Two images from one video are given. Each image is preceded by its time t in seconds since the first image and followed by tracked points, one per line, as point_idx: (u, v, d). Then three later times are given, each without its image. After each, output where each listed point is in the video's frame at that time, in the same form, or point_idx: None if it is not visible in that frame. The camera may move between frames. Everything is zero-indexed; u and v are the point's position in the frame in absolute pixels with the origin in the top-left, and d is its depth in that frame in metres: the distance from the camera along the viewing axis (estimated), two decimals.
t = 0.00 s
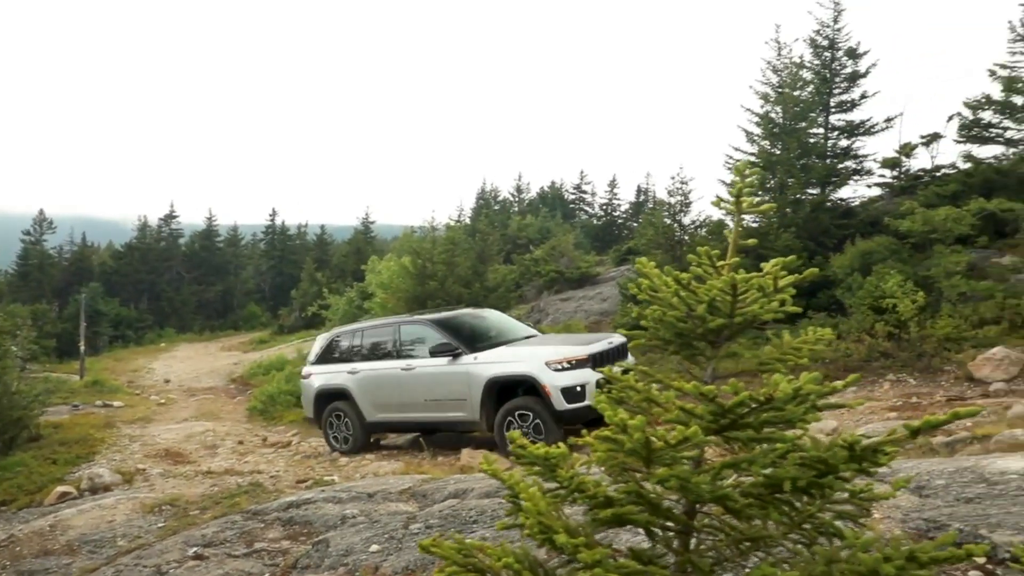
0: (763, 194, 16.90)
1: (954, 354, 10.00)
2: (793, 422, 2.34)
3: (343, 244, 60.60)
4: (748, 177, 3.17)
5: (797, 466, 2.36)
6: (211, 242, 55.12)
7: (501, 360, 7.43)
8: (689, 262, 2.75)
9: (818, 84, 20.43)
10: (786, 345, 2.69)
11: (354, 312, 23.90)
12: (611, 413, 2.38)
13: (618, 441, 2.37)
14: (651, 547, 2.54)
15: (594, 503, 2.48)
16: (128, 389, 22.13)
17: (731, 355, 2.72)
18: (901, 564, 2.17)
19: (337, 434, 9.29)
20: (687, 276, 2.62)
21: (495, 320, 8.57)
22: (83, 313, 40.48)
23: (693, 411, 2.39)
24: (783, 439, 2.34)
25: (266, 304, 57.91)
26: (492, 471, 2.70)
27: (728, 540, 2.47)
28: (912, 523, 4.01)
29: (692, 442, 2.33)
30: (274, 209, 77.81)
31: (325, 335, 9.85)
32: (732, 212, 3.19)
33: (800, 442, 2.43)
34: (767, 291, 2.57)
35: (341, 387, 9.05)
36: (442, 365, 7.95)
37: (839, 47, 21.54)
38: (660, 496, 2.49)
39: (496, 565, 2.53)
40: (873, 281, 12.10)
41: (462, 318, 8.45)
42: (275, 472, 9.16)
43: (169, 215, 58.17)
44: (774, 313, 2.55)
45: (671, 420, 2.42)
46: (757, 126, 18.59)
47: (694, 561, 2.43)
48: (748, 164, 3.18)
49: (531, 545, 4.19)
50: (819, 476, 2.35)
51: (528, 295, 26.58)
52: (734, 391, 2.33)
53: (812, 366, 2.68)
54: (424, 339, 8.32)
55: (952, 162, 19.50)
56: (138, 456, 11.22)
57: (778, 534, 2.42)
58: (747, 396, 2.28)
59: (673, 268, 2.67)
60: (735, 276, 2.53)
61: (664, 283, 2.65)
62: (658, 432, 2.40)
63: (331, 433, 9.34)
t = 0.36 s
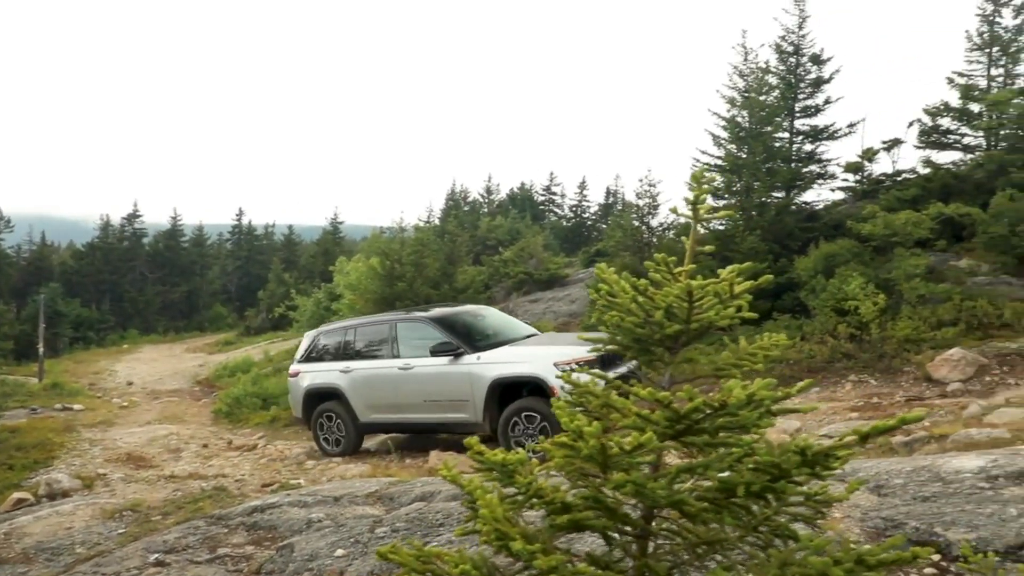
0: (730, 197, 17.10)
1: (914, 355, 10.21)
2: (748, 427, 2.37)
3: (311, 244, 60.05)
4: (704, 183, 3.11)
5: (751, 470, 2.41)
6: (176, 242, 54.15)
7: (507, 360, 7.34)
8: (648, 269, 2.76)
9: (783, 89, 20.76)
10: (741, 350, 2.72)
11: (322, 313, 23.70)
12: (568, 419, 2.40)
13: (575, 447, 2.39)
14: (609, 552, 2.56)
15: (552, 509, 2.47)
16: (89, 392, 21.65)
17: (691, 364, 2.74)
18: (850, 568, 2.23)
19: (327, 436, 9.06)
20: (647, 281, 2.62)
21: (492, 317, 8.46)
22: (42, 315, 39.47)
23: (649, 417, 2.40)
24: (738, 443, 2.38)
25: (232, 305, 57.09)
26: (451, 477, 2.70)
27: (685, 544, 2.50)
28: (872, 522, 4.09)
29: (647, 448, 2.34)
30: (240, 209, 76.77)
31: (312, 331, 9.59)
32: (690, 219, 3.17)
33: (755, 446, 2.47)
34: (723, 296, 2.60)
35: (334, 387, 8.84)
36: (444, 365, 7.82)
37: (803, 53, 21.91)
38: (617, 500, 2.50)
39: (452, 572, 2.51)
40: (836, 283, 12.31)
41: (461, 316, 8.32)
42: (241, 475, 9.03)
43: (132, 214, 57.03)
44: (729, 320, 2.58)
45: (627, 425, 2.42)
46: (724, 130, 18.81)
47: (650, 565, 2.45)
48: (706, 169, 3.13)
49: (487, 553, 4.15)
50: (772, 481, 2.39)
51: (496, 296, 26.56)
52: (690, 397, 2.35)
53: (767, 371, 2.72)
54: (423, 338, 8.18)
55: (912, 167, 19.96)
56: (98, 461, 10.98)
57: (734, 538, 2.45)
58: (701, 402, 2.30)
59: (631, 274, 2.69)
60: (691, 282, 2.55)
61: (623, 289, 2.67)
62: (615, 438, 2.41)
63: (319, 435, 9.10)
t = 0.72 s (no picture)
0: (697, 199, 17.28)
1: (874, 355, 10.42)
2: (703, 432, 2.40)
3: (278, 245, 59.34)
4: (663, 190, 3.09)
5: (706, 475, 2.43)
6: (139, 242, 53.05)
7: (519, 354, 7.24)
8: (606, 275, 2.76)
9: (748, 93, 21.05)
10: (698, 355, 2.76)
11: (289, 315, 23.42)
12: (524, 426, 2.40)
13: (531, 453, 2.39)
14: (567, 558, 2.57)
15: (510, 515, 2.48)
16: (47, 396, 21.11)
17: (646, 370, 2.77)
18: (803, 571, 2.27)
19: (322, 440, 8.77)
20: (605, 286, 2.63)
21: (496, 312, 8.38)
22: None
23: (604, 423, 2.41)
24: (692, 448, 2.42)
25: (197, 306, 56.12)
26: (409, 483, 2.68)
27: (643, 548, 2.51)
28: (833, 520, 4.16)
29: (602, 454, 2.35)
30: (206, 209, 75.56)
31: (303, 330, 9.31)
32: (647, 226, 3.17)
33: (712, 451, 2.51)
34: (680, 303, 2.63)
35: (331, 386, 8.55)
36: (452, 362, 7.68)
37: (768, 58, 22.23)
38: (575, 506, 2.50)
39: None
40: (800, 285, 12.52)
41: (465, 312, 8.21)
42: (205, 480, 8.88)
43: (94, 214, 55.71)
44: (686, 326, 2.60)
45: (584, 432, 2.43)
46: (691, 133, 18.98)
47: (608, 570, 2.47)
48: (664, 175, 3.11)
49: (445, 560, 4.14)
50: (727, 485, 2.44)
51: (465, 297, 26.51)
52: (645, 403, 2.37)
53: (724, 376, 2.76)
54: (428, 333, 8.03)
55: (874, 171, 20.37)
56: (57, 466, 10.71)
57: (692, 541, 2.48)
58: (656, 408, 2.33)
59: (589, 280, 2.70)
60: (647, 288, 2.57)
61: (581, 294, 2.68)
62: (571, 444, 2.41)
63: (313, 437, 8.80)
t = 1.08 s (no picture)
0: (660, 202, 17.46)
1: (832, 355, 10.63)
2: (652, 439, 2.43)
3: (239, 246, 58.39)
4: (614, 197, 3.09)
5: (657, 483, 2.46)
6: (96, 242, 51.73)
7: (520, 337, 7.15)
8: (558, 281, 2.77)
9: (711, 97, 21.32)
10: (649, 362, 2.80)
11: (251, 316, 23.06)
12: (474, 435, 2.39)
13: (481, 462, 2.39)
14: (519, 565, 2.58)
15: (460, 524, 2.47)
16: None
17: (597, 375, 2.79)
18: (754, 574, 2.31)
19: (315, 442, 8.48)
20: (557, 295, 2.63)
21: (489, 304, 8.34)
22: None
23: (555, 431, 2.42)
24: (643, 455, 2.45)
25: (156, 307, 54.91)
26: (359, 492, 2.65)
27: (595, 555, 2.52)
28: (789, 520, 4.22)
29: (552, 463, 2.37)
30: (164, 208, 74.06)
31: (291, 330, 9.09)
32: (600, 234, 3.18)
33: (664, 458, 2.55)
34: (631, 310, 2.64)
35: (324, 384, 8.31)
36: (451, 347, 7.55)
37: (731, 62, 22.55)
38: (526, 514, 2.51)
39: None
40: (761, 287, 12.72)
41: (459, 302, 8.18)
42: (162, 485, 8.68)
43: (47, 213, 54.19)
44: (636, 333, 2.62)
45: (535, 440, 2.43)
46: (655, 136, 19.15)
47: None
48: (616, 181, 3.11)
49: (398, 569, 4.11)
50: (677, 492, 2.45)
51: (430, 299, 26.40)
52: (595, 410, 2.39)
53: (674, 383, 2.80)
54: (425, 322, 7.95)
55: (832, 175, 20.78)
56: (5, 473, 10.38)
57: (643, 547, 2.50)
58: (604, 415, 2.35)
59: (541, 287, 2.70)
60: (598, 295, 2.57)
61: (532, 301, 2.68)
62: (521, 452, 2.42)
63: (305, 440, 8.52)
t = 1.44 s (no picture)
0: (622, 203, 17.62)
1: (789, 355, 10.82)
2: (606, 444, 2.44)
3: (197, 245, 57.28)
4: (570, 200, 3.09)
5: (611, 488, 2.47)
6: (45, 240, 50.24)
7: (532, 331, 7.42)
8: (512, 285, 2.76)
9: (671, 100, 21.57)
10: (605, 365, 2.80)
11: (208, 317, 22.63)
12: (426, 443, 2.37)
13: (432, 470, 2.37)
14: (474, 572, 2.57)
15: (412, 533, 2.46)
16: None
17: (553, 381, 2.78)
18: None
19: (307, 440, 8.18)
20: (509, 299, 2.64)
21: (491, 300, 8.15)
22: None
23: (508, 438, 2.42)
24: (597, 460, 2.47)
25: (109, 308, 53.55)
26: (309, 501, 2.61)
27: (550, 560, 2.53)
28: (746, 520, 4.28)
29: (505, 470, 2.37)
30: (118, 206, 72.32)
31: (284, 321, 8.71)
32: (556, 237, 3.17)
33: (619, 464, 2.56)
34: (585, 315, 2.65)
35: (316, 380, 7.97)
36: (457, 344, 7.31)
37: (691, 66, 22.82)
38: (479, 521, 2.51)
39: None
40: (720, 288, 12.90)
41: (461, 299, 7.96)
42: (114, 491, 8.45)
43: None
44: (589, 339, 2.63)
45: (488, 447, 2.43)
46: (617, 138, 19.30)
47: None
48: (571, 184, 3.10)
49: None
50: (630, 498, 2.47)
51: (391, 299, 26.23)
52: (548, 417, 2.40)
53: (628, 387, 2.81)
54: (427, 318, 7.71)
55: (789, 178, 21.16)
56: None
57: (600, 552, 2.50)
58: (558, 421, 2.36)
59: (494, 291, 2.71)
60: (552, 301, 2.56)
61: (485, 306, 2.68)
62: (472, 459, 2.42)
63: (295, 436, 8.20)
